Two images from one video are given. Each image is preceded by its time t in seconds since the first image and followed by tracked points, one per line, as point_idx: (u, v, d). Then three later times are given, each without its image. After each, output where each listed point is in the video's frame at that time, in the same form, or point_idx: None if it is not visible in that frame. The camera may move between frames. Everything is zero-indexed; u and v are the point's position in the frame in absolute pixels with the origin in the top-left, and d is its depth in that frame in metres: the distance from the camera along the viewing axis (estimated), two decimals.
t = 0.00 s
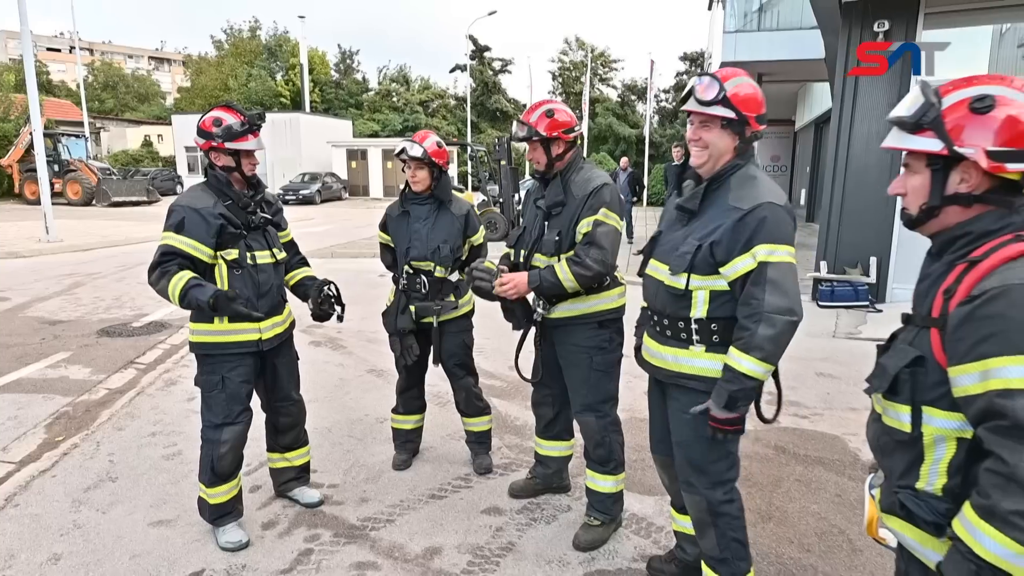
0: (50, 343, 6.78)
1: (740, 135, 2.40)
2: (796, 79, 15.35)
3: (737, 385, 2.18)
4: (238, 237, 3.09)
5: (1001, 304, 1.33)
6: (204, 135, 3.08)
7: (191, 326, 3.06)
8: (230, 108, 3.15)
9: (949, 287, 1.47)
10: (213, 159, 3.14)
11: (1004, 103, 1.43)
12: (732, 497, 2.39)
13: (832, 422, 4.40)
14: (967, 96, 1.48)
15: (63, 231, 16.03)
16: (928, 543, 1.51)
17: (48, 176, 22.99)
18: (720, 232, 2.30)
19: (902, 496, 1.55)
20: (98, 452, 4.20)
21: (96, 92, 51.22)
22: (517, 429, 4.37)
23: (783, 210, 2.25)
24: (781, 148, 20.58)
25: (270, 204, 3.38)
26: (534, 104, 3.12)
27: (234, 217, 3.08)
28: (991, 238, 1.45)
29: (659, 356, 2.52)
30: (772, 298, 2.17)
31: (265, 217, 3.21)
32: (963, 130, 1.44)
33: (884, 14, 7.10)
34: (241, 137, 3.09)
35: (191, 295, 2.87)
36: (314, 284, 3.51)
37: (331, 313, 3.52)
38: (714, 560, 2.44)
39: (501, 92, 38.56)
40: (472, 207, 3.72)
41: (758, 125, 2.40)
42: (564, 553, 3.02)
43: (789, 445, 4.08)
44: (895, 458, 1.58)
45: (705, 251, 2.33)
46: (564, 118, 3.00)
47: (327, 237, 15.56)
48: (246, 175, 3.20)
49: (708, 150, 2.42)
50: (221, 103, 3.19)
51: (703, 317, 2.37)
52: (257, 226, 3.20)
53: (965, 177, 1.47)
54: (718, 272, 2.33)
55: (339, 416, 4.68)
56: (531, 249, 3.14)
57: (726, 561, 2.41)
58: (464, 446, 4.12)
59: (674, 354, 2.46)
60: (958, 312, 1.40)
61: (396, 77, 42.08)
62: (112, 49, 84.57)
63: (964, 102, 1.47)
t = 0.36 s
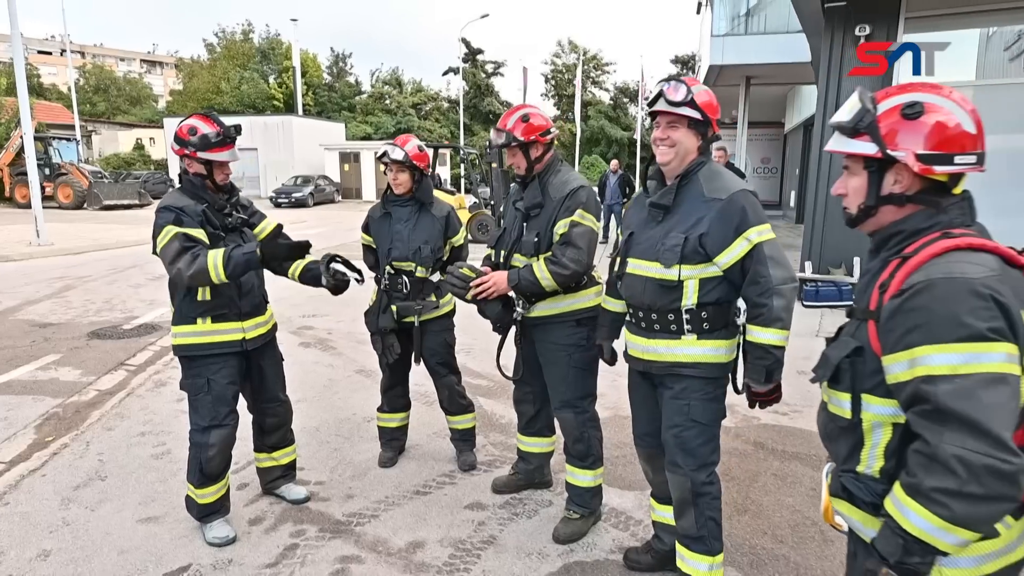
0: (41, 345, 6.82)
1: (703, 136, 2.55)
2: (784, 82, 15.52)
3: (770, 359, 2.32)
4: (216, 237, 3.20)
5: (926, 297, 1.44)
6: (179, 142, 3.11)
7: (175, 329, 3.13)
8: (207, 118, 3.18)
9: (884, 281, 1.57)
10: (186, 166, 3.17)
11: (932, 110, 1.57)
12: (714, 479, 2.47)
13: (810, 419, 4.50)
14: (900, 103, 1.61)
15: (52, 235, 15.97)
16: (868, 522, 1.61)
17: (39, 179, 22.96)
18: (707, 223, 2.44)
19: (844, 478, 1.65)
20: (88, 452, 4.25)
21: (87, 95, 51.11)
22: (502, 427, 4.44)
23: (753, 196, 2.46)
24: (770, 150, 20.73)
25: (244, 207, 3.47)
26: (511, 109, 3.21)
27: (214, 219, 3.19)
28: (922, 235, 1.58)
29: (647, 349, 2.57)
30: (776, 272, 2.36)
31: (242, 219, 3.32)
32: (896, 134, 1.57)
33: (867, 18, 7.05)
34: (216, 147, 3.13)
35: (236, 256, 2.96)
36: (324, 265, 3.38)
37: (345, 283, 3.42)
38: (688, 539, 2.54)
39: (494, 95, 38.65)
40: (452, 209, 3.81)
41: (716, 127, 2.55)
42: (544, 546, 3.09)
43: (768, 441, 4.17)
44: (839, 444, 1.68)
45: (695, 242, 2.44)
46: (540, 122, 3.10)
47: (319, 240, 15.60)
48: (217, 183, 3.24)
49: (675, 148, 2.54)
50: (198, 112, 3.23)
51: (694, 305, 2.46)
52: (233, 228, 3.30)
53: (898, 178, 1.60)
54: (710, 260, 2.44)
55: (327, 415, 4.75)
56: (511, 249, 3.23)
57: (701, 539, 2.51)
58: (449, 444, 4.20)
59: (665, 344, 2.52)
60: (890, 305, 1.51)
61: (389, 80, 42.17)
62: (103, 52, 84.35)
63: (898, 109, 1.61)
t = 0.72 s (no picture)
0: (31, 350, 6.84)
1: (678, 140, 2.66)
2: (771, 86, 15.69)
3: (732, 350, 2.37)
4: (202, 249, 3.26)
5: (870, 294, 1.54)
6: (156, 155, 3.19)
7: (166, 341, 3.21)
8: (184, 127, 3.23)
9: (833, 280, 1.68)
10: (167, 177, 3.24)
11: (877, 121, 1.69)
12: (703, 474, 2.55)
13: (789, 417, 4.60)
14: (848, 115, 1.72)
15: (41, 240, 15.92)
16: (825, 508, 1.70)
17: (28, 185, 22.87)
18: (691, 225, 2.53)
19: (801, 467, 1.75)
20: (78, 455, 4.30)
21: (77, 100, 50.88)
22: (488, 427, 4.53)
23: (733, 199, 2.57)
24: (759, 154, 20.92)
25: (233, 217, 3.52)
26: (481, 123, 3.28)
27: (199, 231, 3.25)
28: (867, 237, 1.70)
29: (634, 351, 2.64)
30: (753, 271, 2.44)
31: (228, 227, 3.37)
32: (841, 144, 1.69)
33: (846, 25, 7.04)
34: (188, 154, 3.15)
35: (209, 288, 3.07)
36: (288, 288, 3.42)
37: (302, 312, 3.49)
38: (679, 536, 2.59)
39: (485, 100, 38.73)
40: (436, 213, 3.91)
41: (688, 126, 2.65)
42: (526, 541, 3.17)
43: (748, 438, 4.27)
44: (796, 435, 1.79)
45: (680, 244, 2.54)
46: (511, 134, 3.18)
47: (310, 245, 15.64)
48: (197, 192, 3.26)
49: (656, 154, 2.62)
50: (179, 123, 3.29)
51: (680, 306, 2.55)
52: (220, 237, 3.36)
53: (849, 185, 1.72)
54: (694, 262, 2.53)
55: (316, 417, 4.81)
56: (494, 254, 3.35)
57: (692, 535, 2.57)
58: (436, 444, 4.27)
59: (653, 345, 2.58)
60: (839, 301, 1.61)
61: (381, 85, 42.26)
62: (93, 57, 84.04)
63: (845, 120, 1.72)
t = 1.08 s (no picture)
0: (25, 355, 6.84)
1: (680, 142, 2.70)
2: (763, 89, 15.81)
3: (730, 363, 2.40)
4: (230, 258, 3.29)
5: (869, 282, 1.59)
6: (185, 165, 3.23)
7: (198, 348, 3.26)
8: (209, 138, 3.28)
9: (825, 273, 1.73)
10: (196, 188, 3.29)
11: (861, 121, 1.77)
12: (696, 482, 2.56)
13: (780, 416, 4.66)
14: (832, 116, 1.78)
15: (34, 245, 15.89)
16: (821, 501, 1.77)
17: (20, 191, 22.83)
18: (683, 230, 2.56)
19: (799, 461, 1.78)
20: (74, 458, 4.31)
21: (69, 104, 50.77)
22: (482, 428, 4.56)
23: (730, 206, 2.57)
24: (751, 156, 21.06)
25: (262, 226, 3.53)
26: (475, 127, 3.34)
27: (228, 240, 3.28)
28: (854, 231, 1.76)
29: (622, 354, 2.69)
30: (745, 280, 2.45)
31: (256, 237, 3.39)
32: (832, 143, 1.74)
33: (835, 29, 7.14)
34: (215, 163, 3.20)
35: (239, 289, 3.10)
36: (320, 291, 3.40)
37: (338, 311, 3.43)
38: (676, 543, 2.60)
39: (478, 103, 38.78)
40: (432, 216, 3.96)
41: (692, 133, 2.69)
42: (520, 540, 3.21)
43: (739, 437, 4.33)
44: (791, 429, 1.82)
45: (672, 247, 2.56)
46: (503, 138, 3.23)
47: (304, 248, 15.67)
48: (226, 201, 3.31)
49: (654, 155, 2.66)
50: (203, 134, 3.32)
51: (670, 311, 2.57)
52: (247, 246, 3.39)
53: (838, 184, 1.78)
54: (686, 267, 2.55)
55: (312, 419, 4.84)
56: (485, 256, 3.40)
57: (687, 542, 2.57)
58: (431, 445, 4.31)
59: (642, 350, 2.62)
60: (835, 292, 1.66)
61: (374, 89, 42.34)
62: (85, 61, 83.83)
63: (831, 122, 1.78)
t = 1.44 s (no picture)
0: (12, 360, 6.78)
1: (668, 146, 2.63)
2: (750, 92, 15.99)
3: (713, 376, 2.34)
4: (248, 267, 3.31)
5: (863, 270, 1.63)
6: (204, 174, 3.22)
7: (216, 357, 3.26)
8: (227, 147, 3.30)
9: (818, 263, 1.77)
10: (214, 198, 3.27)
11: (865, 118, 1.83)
12: (694, 491, 2.56)
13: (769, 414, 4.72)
14: (839, 110, 1.84)
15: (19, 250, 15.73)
16: (805, 492, 1.80)
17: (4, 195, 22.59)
18: (672, 233, 2.55)
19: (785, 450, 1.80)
20: (64, 463, 4.28)
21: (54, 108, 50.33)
22: (476, 429, 4.59)
23: (728, 209, 2.51)
24: (739, 159, 21.24)
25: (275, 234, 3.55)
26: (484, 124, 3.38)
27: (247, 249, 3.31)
28: (846, 224, 1.80)
29: (614, 359, 2.72)
30: (736, 288, 2.39)
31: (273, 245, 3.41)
32: (846, 134, 1.78)
33: (820, 33, 7.31)
34: (237, 173, 3.22)
35: (261, 283, 3.03)
36: (341, 291, 3.48)
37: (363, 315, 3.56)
38: (671, 547, 2.60)
39: (467, 107, 38.83)
40: (427, 217, 4.01)
41: (686, 138, 2.59)
42: (514, 538, 3.23)
43: (730, 436, 4.37)
44: (779, 418, 1.85)
45: (662, 250, 2.55)
46: (507, 139, 3.27)
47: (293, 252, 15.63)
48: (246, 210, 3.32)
49: (642, 159, 2.67)
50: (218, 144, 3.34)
51: (661, 315, 2.56)
52: (265, 255, 3.40)
53: (840, 174, 1.83)
54: (677, 271, 2.53)
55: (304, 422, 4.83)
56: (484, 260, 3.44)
57: (683, 548, 2.56)
58: (424, 446, 4.32)
59: (632, 355, 2.64)
60: (829, 281, 1.69)
61: (363, 93, 42.32)
62: (70, 65, 83.10)
63: (838, 115, 1.83)
